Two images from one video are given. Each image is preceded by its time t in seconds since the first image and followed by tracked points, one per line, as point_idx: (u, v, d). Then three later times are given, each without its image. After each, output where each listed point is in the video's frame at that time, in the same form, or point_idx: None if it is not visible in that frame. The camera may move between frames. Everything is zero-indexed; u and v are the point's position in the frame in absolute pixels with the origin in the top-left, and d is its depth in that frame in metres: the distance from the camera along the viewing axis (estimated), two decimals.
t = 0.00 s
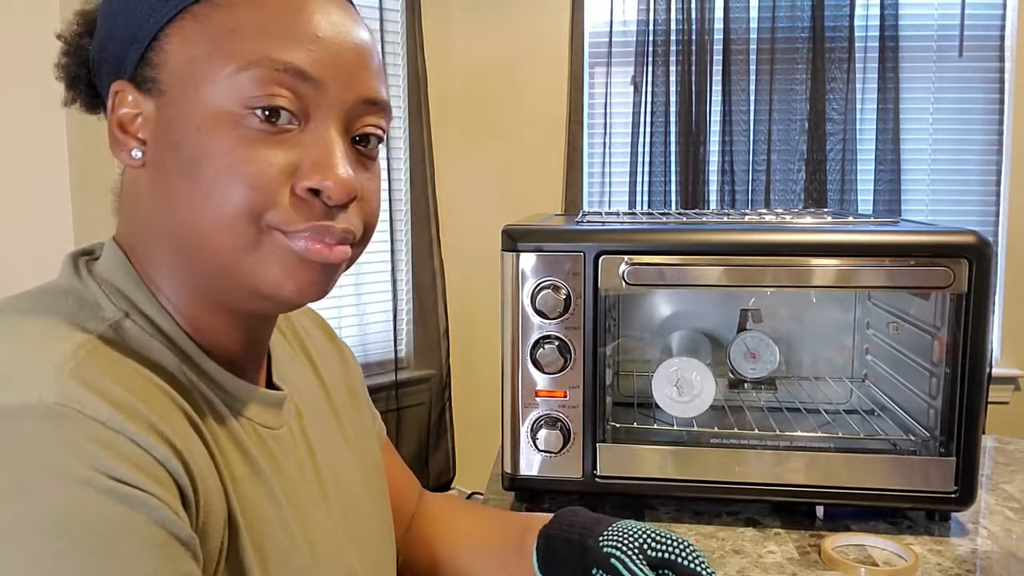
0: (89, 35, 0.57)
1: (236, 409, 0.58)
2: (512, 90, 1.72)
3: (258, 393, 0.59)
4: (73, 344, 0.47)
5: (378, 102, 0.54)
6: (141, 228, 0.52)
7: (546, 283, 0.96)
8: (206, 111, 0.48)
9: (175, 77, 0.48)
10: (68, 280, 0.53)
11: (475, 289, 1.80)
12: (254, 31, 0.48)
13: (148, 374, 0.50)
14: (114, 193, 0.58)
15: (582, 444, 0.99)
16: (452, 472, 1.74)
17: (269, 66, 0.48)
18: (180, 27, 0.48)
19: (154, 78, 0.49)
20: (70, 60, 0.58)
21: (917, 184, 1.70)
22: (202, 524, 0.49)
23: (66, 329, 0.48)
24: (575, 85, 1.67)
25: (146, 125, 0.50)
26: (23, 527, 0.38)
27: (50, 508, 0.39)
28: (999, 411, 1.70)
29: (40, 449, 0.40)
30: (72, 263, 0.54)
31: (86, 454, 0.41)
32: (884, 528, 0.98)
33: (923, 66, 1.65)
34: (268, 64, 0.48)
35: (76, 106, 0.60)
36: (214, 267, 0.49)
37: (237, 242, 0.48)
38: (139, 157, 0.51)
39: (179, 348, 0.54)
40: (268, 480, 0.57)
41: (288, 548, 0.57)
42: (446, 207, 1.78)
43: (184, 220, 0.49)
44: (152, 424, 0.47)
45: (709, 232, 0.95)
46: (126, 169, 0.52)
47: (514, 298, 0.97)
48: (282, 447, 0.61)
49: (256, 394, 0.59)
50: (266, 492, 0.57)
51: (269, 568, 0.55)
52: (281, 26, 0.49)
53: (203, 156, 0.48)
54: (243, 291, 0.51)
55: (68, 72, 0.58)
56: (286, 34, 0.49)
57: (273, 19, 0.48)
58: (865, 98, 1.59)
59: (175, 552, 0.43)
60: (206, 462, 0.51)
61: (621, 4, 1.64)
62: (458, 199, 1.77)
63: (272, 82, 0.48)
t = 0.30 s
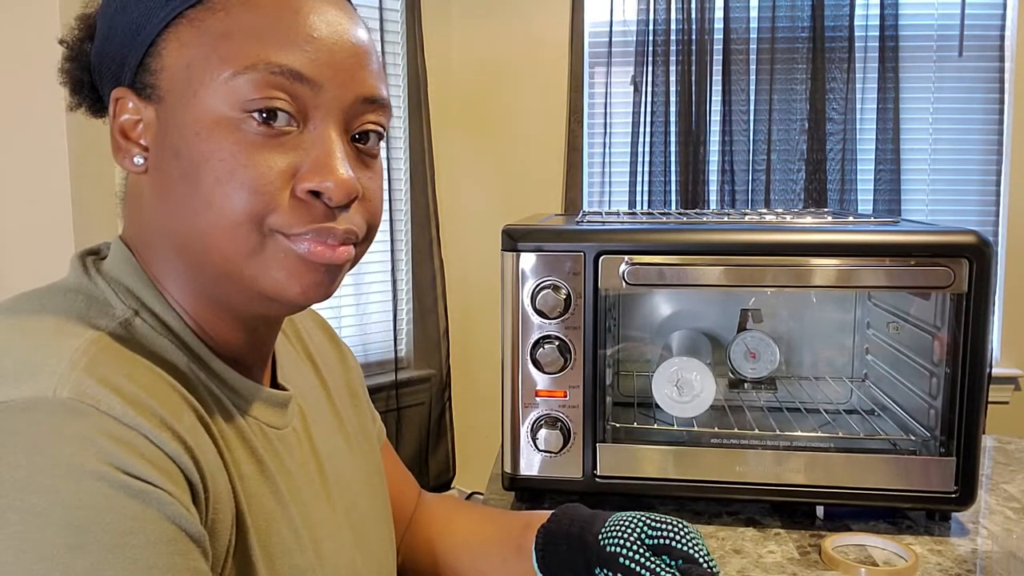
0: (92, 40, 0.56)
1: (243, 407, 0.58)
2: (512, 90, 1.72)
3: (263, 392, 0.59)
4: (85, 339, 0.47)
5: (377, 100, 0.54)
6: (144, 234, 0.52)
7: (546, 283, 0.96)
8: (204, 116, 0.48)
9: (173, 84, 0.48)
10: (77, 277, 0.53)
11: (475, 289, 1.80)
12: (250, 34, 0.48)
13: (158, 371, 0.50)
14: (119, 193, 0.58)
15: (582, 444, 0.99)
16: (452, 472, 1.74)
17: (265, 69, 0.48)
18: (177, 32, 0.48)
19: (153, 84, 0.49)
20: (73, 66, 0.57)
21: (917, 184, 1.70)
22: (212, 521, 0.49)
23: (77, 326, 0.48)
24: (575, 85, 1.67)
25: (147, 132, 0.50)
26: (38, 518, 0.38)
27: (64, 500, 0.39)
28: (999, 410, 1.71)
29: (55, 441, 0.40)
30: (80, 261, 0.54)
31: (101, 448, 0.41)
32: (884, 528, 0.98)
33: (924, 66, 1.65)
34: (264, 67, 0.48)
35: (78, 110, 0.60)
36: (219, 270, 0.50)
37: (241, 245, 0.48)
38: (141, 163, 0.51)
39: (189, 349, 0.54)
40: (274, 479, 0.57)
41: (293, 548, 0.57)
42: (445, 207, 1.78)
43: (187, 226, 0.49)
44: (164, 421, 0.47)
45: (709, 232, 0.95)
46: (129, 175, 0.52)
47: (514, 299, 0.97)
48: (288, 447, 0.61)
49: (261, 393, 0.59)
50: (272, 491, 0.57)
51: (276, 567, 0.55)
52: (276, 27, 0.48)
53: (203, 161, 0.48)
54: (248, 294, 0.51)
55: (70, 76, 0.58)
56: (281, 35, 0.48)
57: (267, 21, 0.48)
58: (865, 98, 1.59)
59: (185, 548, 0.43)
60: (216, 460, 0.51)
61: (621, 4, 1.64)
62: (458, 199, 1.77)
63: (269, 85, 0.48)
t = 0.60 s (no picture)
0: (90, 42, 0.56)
1: (244, 408, 0.58)
2: (512, 91, 1.72)
3: (264, 393, 0.59)
4: (87, 340, 0.47)
5: (374, 99, 0.54)
6: (144, 237, 0.52)
7: (546, 283, 0.96)
8: (201, 119, 0.48)
9: (169, 88, 0.48)
10: (79, 278, 0.53)
11: (475, 289, 1.80)
12: (245, 36, 0.48)
13: (159, 372, 0.50)
14: (119, 195, 0.58)
15: (582, 444, 0.99)
16: (452, 472, 1.74)
17: (260, 72, 0.48)
18: (172, 35, 0.48)
19: (149, 88, 0.49)
20: (72, 68, 0.57)
21: (917, 184, 1.70)
22: (212, 522, 0.49)
23: (78, 327, 0.48)
24: (575, 85, 1.67)
25: (145, 136, 0.50)
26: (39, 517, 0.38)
27: (66, 500, 0.39)
28: (999, 410, 1.71)
29: (56, 441, 0.40)
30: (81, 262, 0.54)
31: (102, 448, 0.41)
32: (884, 528, 0.98)
33: (924, 66, 1.65)
34: (259, 70, 0.48)
35: (78, 111, 0.60)
36: (219, 273, 0.50)
37: (240, 249, 0.49)
38: (140, 167, 0.51)
39: (190, 350, 0.54)
40: (275, 481, 0.58)
41: (293, 550, 0.57)
42: (445, 207, 1.78)
43: (186, 230, 0.49)
44: (165, 422, 0.47)
45: (709, 232, 0.95)
46: (129, 180, 0.53)
47: (514, 299, 0.97)
48: (289, 448, 0.61)
49: (262, 394, 0.59)
50: (272, 492, 0.57)
51: (276, 568, 0.55)
52: (270, 29, 0.48)
53: (200, 165, 0.48)
54: (248, 297, 0.51)
55: (70, 78, 0.58)
56: (276, 37, 0.48)
57: (262, 23, 0.48)
58: (865, 98, 1.59)
59: (186, 548, 0.43)
60: (216, 462, 0.51)
61: (621, 4, 1.64)
62: (458, 200, 1.77)
63: (265, 87, 0.48)
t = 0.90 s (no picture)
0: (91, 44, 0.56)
1: (247, 409, 0.58)
2: (512, 91, 1.72)
3: (266, 394, 0.59)
4: (91, 338, 0.47)
5: (374, 99, 0.54)
6: (146, 239, 0.52)
7: (546, 283, 0.96)
8: (201, 123, 0.48)
9: (169, 91, 0.48)
10: (81, 277, 0.53)
11: (475, 289, 1.80)
12: (245, 38, 0.48)
13: (163, 371, 0.50)
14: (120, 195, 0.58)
15: (582, 444, 0.99)
16: (452, 472, 1.74)
17: (260, 74, 0.48)
18: (171, 38, 0.48)
19: (149, 91, 0.49)
20: (73, 69, 0.58)
21: (917, 184, 1.70)
22: (216, 521, 0.50)
23: (81, 326, 0.48)
24: (575, 85, 1.67)
25: (145, 138, 0.50)
26: (45, 515, 0.38)
27: (72, 497, 0.39)
28: (999, 410, 1.71)
29: (60, 438, 0.40)
30: (84, 262, 0.54)
31: (107, 446, 0.41)
32: (884, 528, 0.98)
33: (924, 66, 1.65)
34: (259, 72, 0.48)
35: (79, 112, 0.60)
36: (221, 275, 0.50)
37: (242, 251, 0.49)
38: (141, 169, 0.51)
39: (194, 350, 0.54)
40: (277, 480, 0.58)
41: (295, 550, 0.57)
42: (445, 208, 1.78)
43: (188, 233, 0.49)
44: (169, 420, 0.47)
45: (709, 232, 0.95)
46: (130, 182, 0.53)
47: (514, 298, 0.97)
48: (291, 449, 0.61)
49: (264, 395, 0.59)
50: (274, 492, 0.57)
51: (278, 568, 0.56)
52: (269, 31, 0.48)
53: (201, 168, 0.48)
54: (250, 299, 0.51)
55: (70, 79, 0.58)
56: (275, 39, 0.48)
57: (261, 25, 0.48)
58: (865, 98, 1.59)
59: (191, 545, 0.43)
60: (220, 462, 0.51)
61: (621, 4, 1.64)
62: (457, 200, 1.77)
63: (264, 89, 0.48)
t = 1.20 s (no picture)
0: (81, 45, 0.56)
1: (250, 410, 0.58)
2: (512, 91, 1.72)
3: (268, 395, 0.59)
4: (99, 341, 0.47)
5: (369, 98, 0.54)
6: (143, 242, 0.52)
7: (546, 283, 0.96)
8: (196, 124, 0.47)
9: (164, 93, 0.48)
10: (83, 279, 0.53)
11: (474, 289, 1.80)
12: (240, 40, 0.48)
13: (168, 373, 0.50)
14: (115, 196, 0.58)
15: (582, 444, 0.99)
16: (452, 472, 1.74)
17: (255, 76, 0.48)
18: (165, 41, 0.48)
19: (144, 94, 0.49)
20: (63, 71, 0.57)
21: (917, 184, 1.70)
22: (224, 524, 0.50)
23: (89, 328, 0.48)
24: (575, 85, 1.67)
25: (141, 141, 0.50)
26: (59, 522, 0.38)
27: (86, 504, 0.39)
28: (999, 410, 1.71)
29: (74, 444, 0.40)
30: (84, 263, 0.54)
31: (119, 452, 0.41)
32: (884, 528, 0.98)
33: (924, 66, 1.65)
34: (253, 73, 0.48)
35: (72, 115, 0.60)
36: (220, 277, 0.50)
37: (241, 252, 0.49)
38: (136, 172, 0.50)
39: (197, 352, 0.54)
40: (279, 480, 0.58)
41: (297, 550, 0.57)
42: (445, 207, 1.78)
43: (185, 235, 0.49)
44: (178, 424, 0.47)
45: (709, 232, 0.95)
46: (125, 185, 0.52)
47: (514, 298, 0.97)
48: (293, 450, 0.61)
49: (265, 395, 0.59)
50: (276, 492, 0.57)
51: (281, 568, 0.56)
52: (263, 33, 0.48)
53: (197, 170, 0.48)
54: (249, 300, 0.51)
55: (62, 82, 0.57)
56: (271, 40, 0.48)
57: (256, 26, 0.48)
58: (865, 98, 1.59)
59: (201, 551, 0.43)
60: (227, 464, 0.51)
61: (621, 4, 1.64)
62: (457, 200, 1.77)
63: (260, 91, 0.48)
